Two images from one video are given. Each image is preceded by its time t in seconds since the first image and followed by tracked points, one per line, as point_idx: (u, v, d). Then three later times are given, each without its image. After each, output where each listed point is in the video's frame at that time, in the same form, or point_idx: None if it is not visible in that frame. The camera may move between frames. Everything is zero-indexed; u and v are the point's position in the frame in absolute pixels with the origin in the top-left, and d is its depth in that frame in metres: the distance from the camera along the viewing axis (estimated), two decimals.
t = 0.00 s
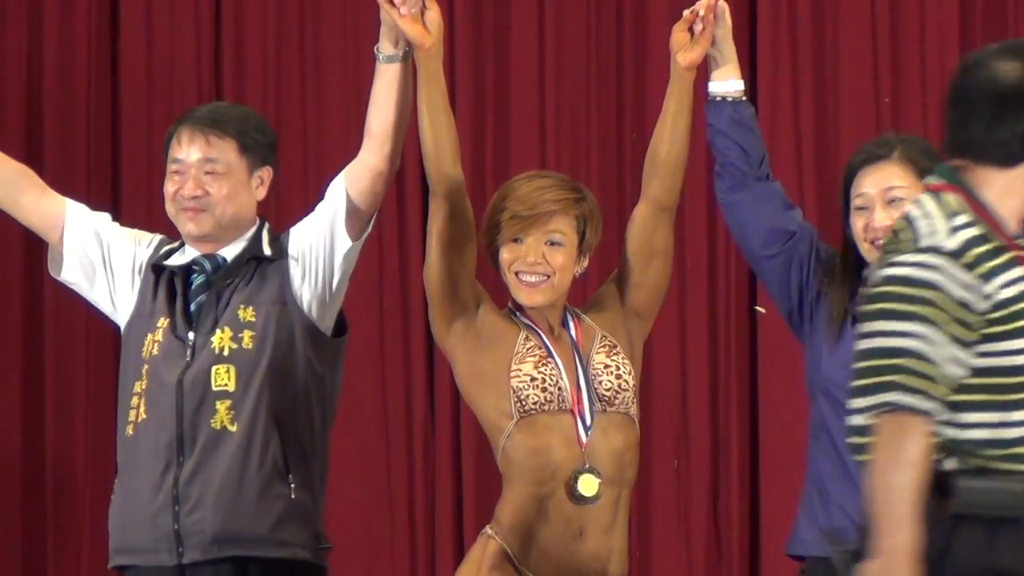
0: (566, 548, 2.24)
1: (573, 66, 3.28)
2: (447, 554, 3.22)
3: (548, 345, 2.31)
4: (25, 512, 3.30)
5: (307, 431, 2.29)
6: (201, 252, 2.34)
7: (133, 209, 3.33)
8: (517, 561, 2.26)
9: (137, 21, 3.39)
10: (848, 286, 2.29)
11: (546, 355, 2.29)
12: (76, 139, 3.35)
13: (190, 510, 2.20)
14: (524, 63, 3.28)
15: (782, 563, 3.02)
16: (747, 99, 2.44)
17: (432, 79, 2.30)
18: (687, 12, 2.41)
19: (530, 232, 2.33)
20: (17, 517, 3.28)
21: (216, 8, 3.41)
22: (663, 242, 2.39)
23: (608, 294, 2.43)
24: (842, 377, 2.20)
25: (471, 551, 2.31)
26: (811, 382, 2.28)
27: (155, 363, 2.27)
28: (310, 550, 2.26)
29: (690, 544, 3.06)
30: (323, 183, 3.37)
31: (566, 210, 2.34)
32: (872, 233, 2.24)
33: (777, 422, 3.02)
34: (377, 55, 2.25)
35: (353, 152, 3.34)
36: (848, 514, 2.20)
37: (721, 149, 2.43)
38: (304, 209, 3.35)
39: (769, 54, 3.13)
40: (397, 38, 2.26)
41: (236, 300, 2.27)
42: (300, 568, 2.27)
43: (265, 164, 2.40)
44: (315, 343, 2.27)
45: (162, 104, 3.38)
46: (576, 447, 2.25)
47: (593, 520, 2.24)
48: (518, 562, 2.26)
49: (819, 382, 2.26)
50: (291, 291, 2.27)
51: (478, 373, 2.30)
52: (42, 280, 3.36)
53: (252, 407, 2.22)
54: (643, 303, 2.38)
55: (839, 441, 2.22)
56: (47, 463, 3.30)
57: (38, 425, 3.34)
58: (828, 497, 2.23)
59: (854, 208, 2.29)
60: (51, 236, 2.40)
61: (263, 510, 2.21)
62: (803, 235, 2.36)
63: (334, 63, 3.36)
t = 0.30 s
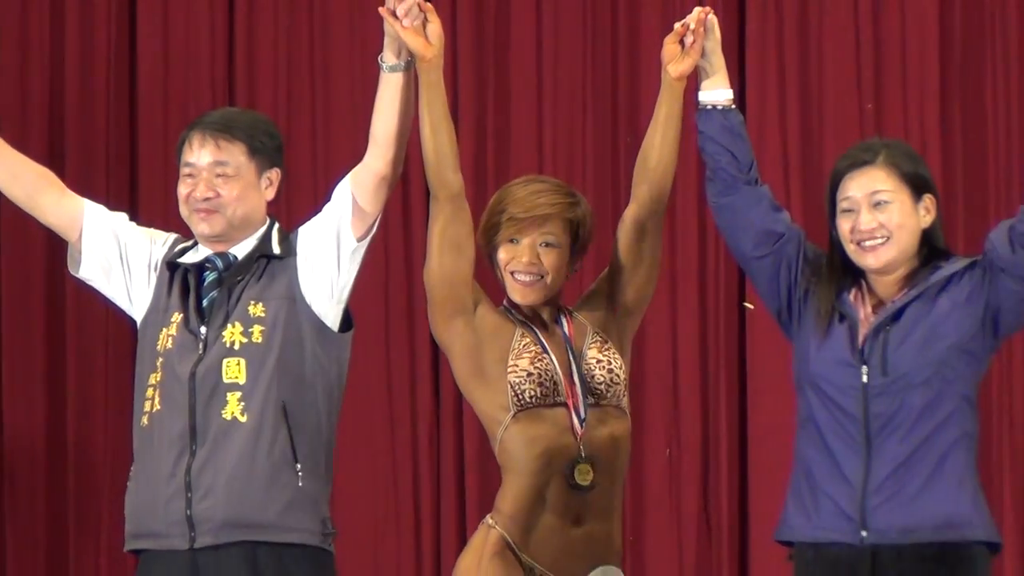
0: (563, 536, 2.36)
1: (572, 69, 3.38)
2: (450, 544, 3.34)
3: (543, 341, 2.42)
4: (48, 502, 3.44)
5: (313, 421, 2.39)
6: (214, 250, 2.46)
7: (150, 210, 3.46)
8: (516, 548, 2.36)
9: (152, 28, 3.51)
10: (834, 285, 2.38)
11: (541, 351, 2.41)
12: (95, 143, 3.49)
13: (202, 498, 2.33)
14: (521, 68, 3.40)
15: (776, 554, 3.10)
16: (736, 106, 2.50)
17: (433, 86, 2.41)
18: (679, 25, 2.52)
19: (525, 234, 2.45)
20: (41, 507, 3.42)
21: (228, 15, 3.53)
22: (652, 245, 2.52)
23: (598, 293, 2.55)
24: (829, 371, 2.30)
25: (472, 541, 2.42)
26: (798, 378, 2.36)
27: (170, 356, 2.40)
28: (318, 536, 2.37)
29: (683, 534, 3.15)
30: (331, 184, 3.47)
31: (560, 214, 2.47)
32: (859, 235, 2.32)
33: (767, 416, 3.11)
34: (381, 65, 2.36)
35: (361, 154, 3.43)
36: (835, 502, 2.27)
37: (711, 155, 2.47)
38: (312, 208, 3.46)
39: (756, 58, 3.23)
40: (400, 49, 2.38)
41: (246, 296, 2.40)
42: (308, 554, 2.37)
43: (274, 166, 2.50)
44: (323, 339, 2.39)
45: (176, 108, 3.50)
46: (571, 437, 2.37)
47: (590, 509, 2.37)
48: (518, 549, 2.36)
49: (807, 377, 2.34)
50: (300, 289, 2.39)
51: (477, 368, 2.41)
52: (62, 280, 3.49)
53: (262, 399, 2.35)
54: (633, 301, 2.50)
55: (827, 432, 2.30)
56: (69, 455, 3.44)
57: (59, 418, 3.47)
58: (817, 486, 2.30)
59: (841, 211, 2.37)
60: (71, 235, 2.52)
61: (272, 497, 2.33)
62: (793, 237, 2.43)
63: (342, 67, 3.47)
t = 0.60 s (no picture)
0: (560, 521, 2.46)
1: (573, 72, 3.47)
2: (453, 535, 3.43)
3: (542, 333, 2.53)
4: (66, 494, 3.55)
5: (317, 412, 2.50)
6: (225, 248, 2.57)
7: (164, 210, 3.56)
8: (514, 533, 2.47)
9: (166, 32, 3.61)
10: (821, 283, 2.45)
11: (540, 343, 2.52)
12: (110, 145, 3.58)
13: (212, 485, 2.44)
14: (523, 71, 3.50)
15: (766, 543, 3.21)
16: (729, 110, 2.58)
17: (436, 90, 2.50)
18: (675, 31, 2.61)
19: (525, 231, 2.56)
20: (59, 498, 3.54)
21: (240, 17, 3.61)
22: (647, 243, 2.63)
23: (593, 288, 2.65)
24: (814, 364, 2.38)
25: (472, 526, 2.54)
26: (786, 370, 2.45)
27: (182, 349, 2.51)
28: (323, 523, 2.49)
29: (676, 523, 3.25)
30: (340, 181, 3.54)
31: (559, 212, 2.57)
32: (842, 236, 2.40)
33: (759, 410, 3.20)
34: (385, 71, 2.47)
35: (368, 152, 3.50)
36: (820, 490, 2.36)
37: (704, 155, 2.55)
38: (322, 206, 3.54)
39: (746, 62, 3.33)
40: (403, 54, 2.48)
41: (255, 291, 2.51)
42: (315, 539, 2.49)
43: (282, 168, 2.61)
44: (331, 334, 2.49)
45: (190, 109, 3.59)
46: (568, 428, 2.48)
47: (584, 494, 2.47)
48: (515, 533, 2.47)
49: (794, 370, 2.43)
50: (307, 285, 2.50)
51: (478, 361, 2.52)
52: (80, 278, 3.59)
53: (269, 390, 2.45)
54: (627, 296, 2.62)
55: (812, 423, 2.39)
56: (86, 448, 3.55)
57: (77, 413, 3.58)
58: (802, 474, 2.40)
59: (827, 211, 2.44)
60: (88, 235, 2.64)
61: (280, 484, 2.44)
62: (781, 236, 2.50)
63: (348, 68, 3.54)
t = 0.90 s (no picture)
0: (559, 508, 2.57)
1: (572, 74, 3.54)
2: (456, 526, 3.53)
3: (540, 328, 2.64)
4: (83, 488, 3.67)
5: (323, 403, 2.61)
6: (234, 245, 2.68)
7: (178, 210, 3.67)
8: (516, 519, 2.59)
9: (177, 38, 3.71)
10: (806, 277, 2.54)
11: (539, 339, 2.62)
12: (125, 148, 3.69)
13: (222, 474, 2.55)
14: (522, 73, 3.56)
15: (758, 534, 3.31)
16: (716, 113, 2.69)
17: (438, 92, 2.60)
18: (662, 38, 2.72)
19: (522, 230, 2.66)
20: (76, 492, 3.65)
21: (249, 22, 3.69)
22: (638, 242, 2.75)
23: (587, 285, 2.76)
24: (799, 357, 2.46)
25: (473, 513, 2.64)
26: (773, 363, 2.53)
27: (193, 343, 2.63)
28: (329, 510, 2.61)
29: (669, 512, 3.36)
30: (345, 181, 3.63)
31: (555, 212, 2.68)
32: (829, 227, 2.48)
33: (751, 404, 3.30)
34: (389, 77, 2.59)
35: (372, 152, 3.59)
36: (805, 478, 2.44)
37: (693, 156, 2.66)
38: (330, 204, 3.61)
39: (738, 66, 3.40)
40: (407, 61, 2.59)
41: (264, 287, 2.62)
42: (320, 525, 2.60)
43: (290, 168, 2.72)
44: (336, 328, 2.61)
45: (202, 113, 3.69)
46: (566, 420, 2.59)
47: (582, 483, 2.58)
48: (517, 518, 2.58)
49: (781, 362, 2.50)
50: (313, 281, 2.61)
51: (479, 355, 2.63)
52: (96, 278, 3.69)
53: (277, 382, 2.56)
54: (620, 292, 2.73)
55: (797, 413, 2.47)
56: (102, 444, 3.66)
57: (93, 410, 3.69)
58: (788, 463, 2.48)
59: (813, 205, 2.52)
60: (103, 233, 2.74)
61: (287, 473, 2.55)
62: (768, 232, 2.59)
63: (352, 71, 3.62)
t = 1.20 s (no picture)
0: (557, 493, 2.69)
1: (574, 76, 3.64)
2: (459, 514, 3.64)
3: (540, 322, 2.76)
4: (100, 479, 3.77)
5: (332, 392, 2.72)
6: (246, 241, 2.79)
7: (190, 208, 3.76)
8: (514, 502, 2.70)
9: (187, 39, 3.80)
10: (794, 272, 2.66)
11: (538, 331, 2.74)
12: (140, 146, 3.79)
13: (234, 461, 2.66)
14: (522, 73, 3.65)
15: (753, 522, 3.41)
16: (705, 115, 2.79)
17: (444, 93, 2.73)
18: (653, 44, 2.83)
19: (522, 227, 2.78)
20: (92, 482, 3.75)
21: (258, 24, 3.79)
22: (632, 238, 2.86)
23: (584, 280, 2.89)
24: (787, 348, 2.57)
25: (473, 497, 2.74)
26: (762, 354, 2.64)
27: (206, 335, 2.73)
28: (337, 496, 2.71)
29: (665, 499, 3.47)
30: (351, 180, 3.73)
31: (553, 209, 2.79)
32: (814, 223, 2.60)
33: (744, 395, 3.40)
34: (397, 78, 2.69)
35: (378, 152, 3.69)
36: (793, 465, 2.55)
37: (684, 156, 2.76)
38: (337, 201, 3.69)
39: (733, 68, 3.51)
40: (414, 63, 2.69)
41: (275, 281, 2.72)
42: (329, 510, 2.71)
43: (300, 167, 2.83)
44: (344, 320, 2.72)
45: (212, 113, 3.78)
46: (565, 409, 2.70)
47: (579, 470, 2.70)
48: (517, 502, 2.70)
49: (770, 354, 2.61)
50: (322, 275, 2.71)
51: (481, 347, 2.74)
52: (110, 274, 3.79)
53: (287, 372, 2.67)
54: (616, 286, 2.86)
55: (785, 402, 2.58)
56: (116, 437, 3.75)
57: (109, 403, 3.78)
58: (777, 451, 2.58)
59: (800, 202, 2.64)
60: (117, 230, 2.84)
61: (298, 460, 2.65)
62: (757, 228, 2.71)
63: (358, 73, 3.71)
